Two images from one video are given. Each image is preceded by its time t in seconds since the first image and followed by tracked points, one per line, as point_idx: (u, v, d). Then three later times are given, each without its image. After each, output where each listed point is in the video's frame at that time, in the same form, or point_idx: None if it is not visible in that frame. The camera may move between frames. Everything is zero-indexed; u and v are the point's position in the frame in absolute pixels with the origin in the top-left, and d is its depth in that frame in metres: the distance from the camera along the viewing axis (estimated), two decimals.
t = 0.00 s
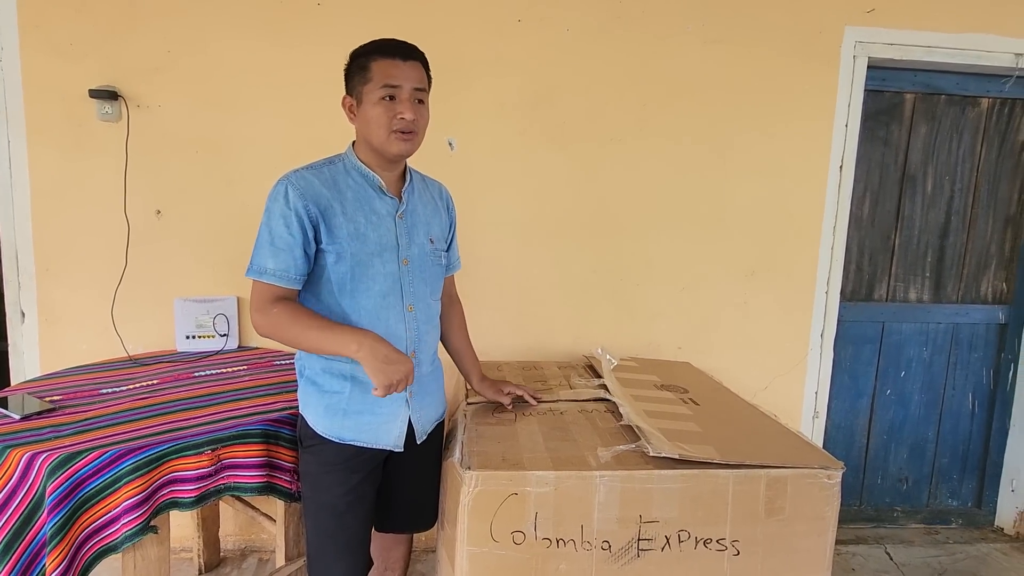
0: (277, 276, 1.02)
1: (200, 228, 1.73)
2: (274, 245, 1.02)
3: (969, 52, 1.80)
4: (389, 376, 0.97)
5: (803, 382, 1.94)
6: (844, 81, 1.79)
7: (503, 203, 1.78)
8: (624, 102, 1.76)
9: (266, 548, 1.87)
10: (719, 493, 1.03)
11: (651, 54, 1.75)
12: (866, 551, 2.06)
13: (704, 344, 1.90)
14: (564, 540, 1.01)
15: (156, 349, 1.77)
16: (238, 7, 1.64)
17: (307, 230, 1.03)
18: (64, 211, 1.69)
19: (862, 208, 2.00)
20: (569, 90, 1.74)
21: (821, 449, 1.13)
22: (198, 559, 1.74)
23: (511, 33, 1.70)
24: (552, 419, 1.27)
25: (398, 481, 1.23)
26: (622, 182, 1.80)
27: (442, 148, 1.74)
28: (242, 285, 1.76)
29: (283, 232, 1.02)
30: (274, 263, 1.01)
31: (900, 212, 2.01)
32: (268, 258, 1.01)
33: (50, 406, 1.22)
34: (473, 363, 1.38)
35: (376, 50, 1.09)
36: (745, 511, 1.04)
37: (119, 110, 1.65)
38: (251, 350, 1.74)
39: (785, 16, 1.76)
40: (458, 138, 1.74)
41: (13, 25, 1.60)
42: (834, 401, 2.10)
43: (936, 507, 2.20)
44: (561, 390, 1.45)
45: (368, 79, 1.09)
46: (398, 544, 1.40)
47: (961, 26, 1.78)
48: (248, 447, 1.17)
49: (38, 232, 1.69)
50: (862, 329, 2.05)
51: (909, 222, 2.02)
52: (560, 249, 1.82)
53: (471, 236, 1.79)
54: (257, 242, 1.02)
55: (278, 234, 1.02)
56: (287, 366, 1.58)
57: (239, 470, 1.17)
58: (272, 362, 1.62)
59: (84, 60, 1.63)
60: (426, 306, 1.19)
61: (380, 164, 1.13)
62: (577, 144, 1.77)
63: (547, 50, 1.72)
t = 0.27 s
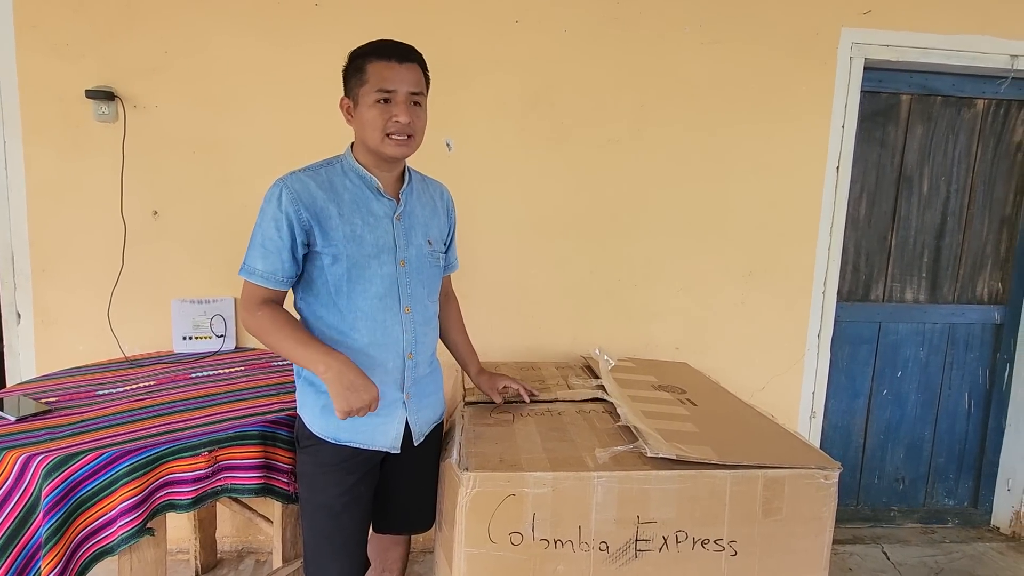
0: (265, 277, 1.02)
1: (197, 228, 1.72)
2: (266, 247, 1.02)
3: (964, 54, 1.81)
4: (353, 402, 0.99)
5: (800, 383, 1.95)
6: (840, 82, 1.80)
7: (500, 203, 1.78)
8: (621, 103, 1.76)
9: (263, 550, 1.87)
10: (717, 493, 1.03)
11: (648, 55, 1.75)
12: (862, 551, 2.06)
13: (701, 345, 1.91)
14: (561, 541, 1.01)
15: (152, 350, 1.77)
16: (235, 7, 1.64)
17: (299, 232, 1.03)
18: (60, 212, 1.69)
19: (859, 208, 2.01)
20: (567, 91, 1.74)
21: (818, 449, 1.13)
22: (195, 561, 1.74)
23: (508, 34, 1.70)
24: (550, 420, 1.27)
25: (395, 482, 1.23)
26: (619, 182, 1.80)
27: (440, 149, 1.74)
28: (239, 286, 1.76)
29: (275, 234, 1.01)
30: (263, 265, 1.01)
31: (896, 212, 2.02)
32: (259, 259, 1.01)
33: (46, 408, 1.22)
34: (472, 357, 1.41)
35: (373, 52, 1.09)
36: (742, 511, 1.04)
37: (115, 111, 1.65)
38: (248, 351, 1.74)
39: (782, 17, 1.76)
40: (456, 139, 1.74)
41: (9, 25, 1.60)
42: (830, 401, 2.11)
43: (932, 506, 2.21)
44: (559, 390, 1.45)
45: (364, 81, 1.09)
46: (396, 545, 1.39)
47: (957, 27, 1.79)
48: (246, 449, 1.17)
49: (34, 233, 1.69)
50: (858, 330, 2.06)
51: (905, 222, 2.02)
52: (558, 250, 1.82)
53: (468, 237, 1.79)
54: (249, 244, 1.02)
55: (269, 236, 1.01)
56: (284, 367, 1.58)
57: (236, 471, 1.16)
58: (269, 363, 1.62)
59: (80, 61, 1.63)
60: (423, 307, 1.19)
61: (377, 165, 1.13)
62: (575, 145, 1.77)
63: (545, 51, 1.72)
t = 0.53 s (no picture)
0: (258, 276, 1.01)
1: (194, 229, 1.72)
2: (260, 247, 1.01)
3: (959, 55, 1.81)
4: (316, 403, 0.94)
5: (797, 383, 1.95)
6: (837, 83, 1.80)
7: (497, 204, 1.78)
8: (618, 104, 1.77)
9: (261, 551, 1.87)
10: (714, 494, 1.03)
11: (645, 56, 1.75)
12: (859, 550, 2.06)
13: (698, 345, 1.91)
14: (558, 541, 1.01)
15: (149, 351, 1.77)
16: (232, 7, 1.63)
17: (294, 232, 1.03)
18: (55, 212, 1.68)
19: (855, 209, 2.01)
20: (564, 91, 1.75)
21: (815, 449, 1.13)
22: (192, 562, 1.73)
23: (506, 34, 1.70)
24: (548, 420, 1.27)
25: (392, 483, 1.23)
26: (616, 183, 1.80)
27: (437, 149, 1.73)
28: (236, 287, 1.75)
29: (269, 234, 1.01)
30: (256, 264, 1.01)
31: (893, 213, 2.02)
32: (252, 259, 1.01)
33: (42, 409, 1.22)
34: (469, 356, 1.41)
35: (359, 53, 1.11)
36: (739, 511, 1.04)
37: (111, 111, 1.64)
38: (245, 352, 1.74)
39: (779, 18, 1.77)
40: (453, 139, 1.73)
41: (4, 25, 1.59)
42: (827, 401, 2.11)
43: (928, 506, 2.21)
44: (556, 391, 1.45)
45: (351, 82, 1.11)
46: (394, 546, 1.39)
47: (953, 28, 1.79)
48: (242, 450, 1.17)
49: (30, 233, 1.68)
50: (855, 330, 2.06)
51: (901, 223, 2.03)
52: (555, 250, 1.82)
53: (465, 237, 1.79)
54: (244, 244, 1.02)
55: (263, 236, 1.01)
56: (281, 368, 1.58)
57: (232, 473, 1.16)
58: (266, 364, 1.61)
59: (76, 61, 1.62)
60: (420, 307, 1.18)
61: (370, 166, 1.13)
62: (572, 146, 1.77)
63: (542, 51, 1.72)
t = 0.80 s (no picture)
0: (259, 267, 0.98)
1: (193, 230, 1.72)
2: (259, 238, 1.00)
3: (955, 56, 1.82)
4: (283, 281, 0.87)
5: (794, 383, 1.96)
6: (834, 84, 1.81)
7: (496, 204, 1.78)
8: (617, 105, 1.77)
9: (260, 552, 1.87)
10: (712, 493, 1.03)
11: (643, 57, 1.76)
12: (857, 549, 2.07)
13: (696, 345, 1.92)
14: (558, 541, 1.02)
15: (147, 352, 1.77)
16: (230, 7, 1.64)
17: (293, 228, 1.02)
18: (54, 213, 1.68)
19: (852, 209, 2.02)
20: (562, 92, 1.75)
21: (812, 449, 1.14)
22: (191, 563, 1.73)
23: (504, 35, 1.71)
24: (547, 420, 1.27)
25: (392, 483, 1.23)
26: (615, 184, 1.81)
27: (435, 150, 1.74)
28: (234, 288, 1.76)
29: (266, 227, 1.00)
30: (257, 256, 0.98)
31: (889, 214, 2.03)
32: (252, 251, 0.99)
33: (41, 410, 1.22)
34: (469, 352, 1.43)
35: (347, 53, 1.13)
36: (737, 511, 1.04)
37: (110, 112, 1.64)
38: (244, 353, 1.74)
39: (776, 20, 1.78)
40: (452, 140, 1.74)
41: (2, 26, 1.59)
42: (825, 400, 2.12)
43: (925, 505, 2.23)
44: (555, 391, 1.46)
45: (340, 81, 1.12)
46: (393, 546, 1.39)
47: (949, 30, 1.80)
48: (242, 451, 1.17)
49: (28, 234, 1.68)
50: (852, 330, 2.07)
51: (898, 223, 2.04)
52: (553, 251, 1.83)
53: (464, 238, 1.79)
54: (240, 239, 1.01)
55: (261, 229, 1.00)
56: (280, 368, 1.58)
57: (232, 473, 1.16)
58: (265, 364, 1.62)
59: (74, 61, 1.62)
60: (420, 306, 1.19)
61: (364, 165, 1.13)
62: (570, 147, 1.78)
63: (540, 52, 1.73)
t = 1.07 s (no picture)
0: (262, 245, 0.95)
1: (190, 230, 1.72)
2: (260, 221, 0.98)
3: (952, 57, 1.82)
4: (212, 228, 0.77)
5: (792, 383, 1.96)
6: (831, 85, 1.81)
7: (494, 205, 1.78)
8: (615, 106, 1.77)
9: (257, 553, 1.87)
10: (710, 494, 1.04)
11: (641, 58, 1.76)
12: (854, 549, 2.08)
13: (694, 346, 1.92)
14: (555, 542, 1.02)
15: (145, 353, 1.76)
16: (228, 8, 1.63)
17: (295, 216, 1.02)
18: (51, 213, 1.68)
19: (849, 210, 2.02)
20: (560, 93, 1.75)
21: (810, 449, 1.14)
22: (188, 564, 1.73)
23: (502, 36, 1.71)
24: (544, 421, 1.28)
25: (390, 483, 1.23)
26: (613, 184, 1.81)
27: (434, 151, 1.74)
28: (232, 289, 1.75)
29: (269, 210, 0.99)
30: (259, 236, 0.96)
31: (886, 214, 2.03)
32: (253, 232, 0.96)
33: (37, 412, 1.21)
34: (465, 352, 1.44)
35: (342, 56, 1.12)
36: (734, 512, 1.05)
37: (107, 112, 1.64)
38: (242, 354, 1.74)
39: (774, 21, 1.78)
40: (450, 141, 1.74)
41: None
42: (822, 401, 2.12)
43: (922, 505, 2.23)
44: (552, 392, 1.46)
45: (335, 85, 1.12)
46: (392, 546, 1.39)
47: (946, 31, 1.81)
48: (240, 452, 1.17)
49: (26, 235, 1.68)
50: (850, 330, 2.08)
51: (896, 224, 2.04)
52: (551, 252, 1.83)
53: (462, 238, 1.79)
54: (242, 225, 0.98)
55: (263, 214, 0.99)
56: (278, 369, 1.58)
57: (229, 475, 1.16)
58: (263, 365, 1.62)
59: (71, 62, 1.62)
60: (419, 306, 1.19)
61: (361, 167, 1.13)
62: (568, 147, 1.78)
63: (538, 53, 1.73)
